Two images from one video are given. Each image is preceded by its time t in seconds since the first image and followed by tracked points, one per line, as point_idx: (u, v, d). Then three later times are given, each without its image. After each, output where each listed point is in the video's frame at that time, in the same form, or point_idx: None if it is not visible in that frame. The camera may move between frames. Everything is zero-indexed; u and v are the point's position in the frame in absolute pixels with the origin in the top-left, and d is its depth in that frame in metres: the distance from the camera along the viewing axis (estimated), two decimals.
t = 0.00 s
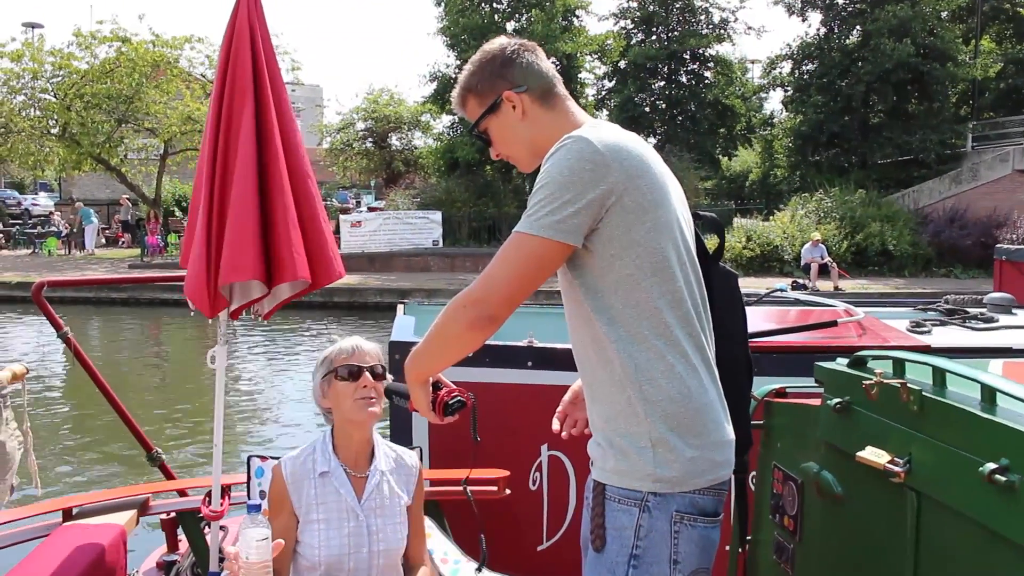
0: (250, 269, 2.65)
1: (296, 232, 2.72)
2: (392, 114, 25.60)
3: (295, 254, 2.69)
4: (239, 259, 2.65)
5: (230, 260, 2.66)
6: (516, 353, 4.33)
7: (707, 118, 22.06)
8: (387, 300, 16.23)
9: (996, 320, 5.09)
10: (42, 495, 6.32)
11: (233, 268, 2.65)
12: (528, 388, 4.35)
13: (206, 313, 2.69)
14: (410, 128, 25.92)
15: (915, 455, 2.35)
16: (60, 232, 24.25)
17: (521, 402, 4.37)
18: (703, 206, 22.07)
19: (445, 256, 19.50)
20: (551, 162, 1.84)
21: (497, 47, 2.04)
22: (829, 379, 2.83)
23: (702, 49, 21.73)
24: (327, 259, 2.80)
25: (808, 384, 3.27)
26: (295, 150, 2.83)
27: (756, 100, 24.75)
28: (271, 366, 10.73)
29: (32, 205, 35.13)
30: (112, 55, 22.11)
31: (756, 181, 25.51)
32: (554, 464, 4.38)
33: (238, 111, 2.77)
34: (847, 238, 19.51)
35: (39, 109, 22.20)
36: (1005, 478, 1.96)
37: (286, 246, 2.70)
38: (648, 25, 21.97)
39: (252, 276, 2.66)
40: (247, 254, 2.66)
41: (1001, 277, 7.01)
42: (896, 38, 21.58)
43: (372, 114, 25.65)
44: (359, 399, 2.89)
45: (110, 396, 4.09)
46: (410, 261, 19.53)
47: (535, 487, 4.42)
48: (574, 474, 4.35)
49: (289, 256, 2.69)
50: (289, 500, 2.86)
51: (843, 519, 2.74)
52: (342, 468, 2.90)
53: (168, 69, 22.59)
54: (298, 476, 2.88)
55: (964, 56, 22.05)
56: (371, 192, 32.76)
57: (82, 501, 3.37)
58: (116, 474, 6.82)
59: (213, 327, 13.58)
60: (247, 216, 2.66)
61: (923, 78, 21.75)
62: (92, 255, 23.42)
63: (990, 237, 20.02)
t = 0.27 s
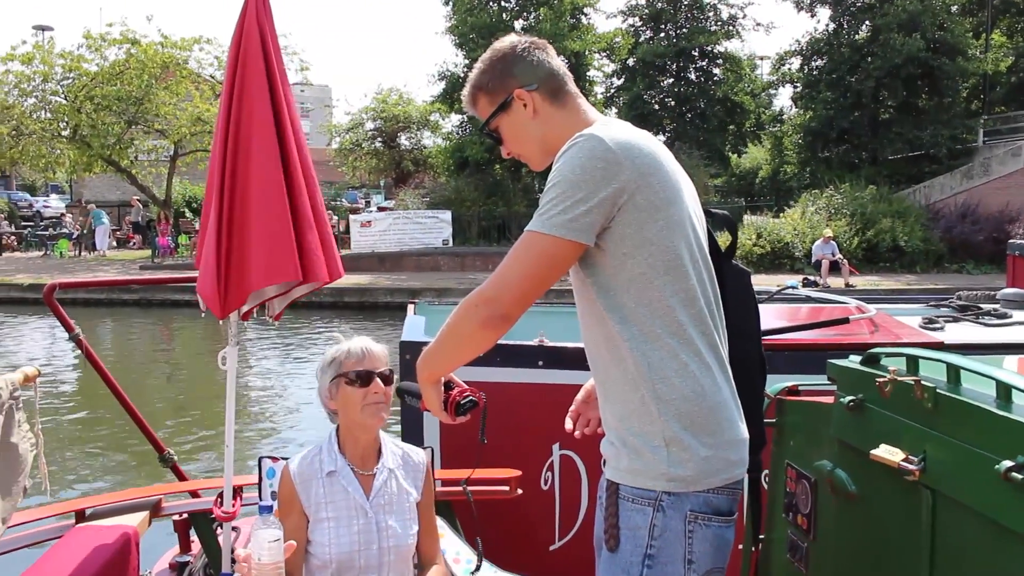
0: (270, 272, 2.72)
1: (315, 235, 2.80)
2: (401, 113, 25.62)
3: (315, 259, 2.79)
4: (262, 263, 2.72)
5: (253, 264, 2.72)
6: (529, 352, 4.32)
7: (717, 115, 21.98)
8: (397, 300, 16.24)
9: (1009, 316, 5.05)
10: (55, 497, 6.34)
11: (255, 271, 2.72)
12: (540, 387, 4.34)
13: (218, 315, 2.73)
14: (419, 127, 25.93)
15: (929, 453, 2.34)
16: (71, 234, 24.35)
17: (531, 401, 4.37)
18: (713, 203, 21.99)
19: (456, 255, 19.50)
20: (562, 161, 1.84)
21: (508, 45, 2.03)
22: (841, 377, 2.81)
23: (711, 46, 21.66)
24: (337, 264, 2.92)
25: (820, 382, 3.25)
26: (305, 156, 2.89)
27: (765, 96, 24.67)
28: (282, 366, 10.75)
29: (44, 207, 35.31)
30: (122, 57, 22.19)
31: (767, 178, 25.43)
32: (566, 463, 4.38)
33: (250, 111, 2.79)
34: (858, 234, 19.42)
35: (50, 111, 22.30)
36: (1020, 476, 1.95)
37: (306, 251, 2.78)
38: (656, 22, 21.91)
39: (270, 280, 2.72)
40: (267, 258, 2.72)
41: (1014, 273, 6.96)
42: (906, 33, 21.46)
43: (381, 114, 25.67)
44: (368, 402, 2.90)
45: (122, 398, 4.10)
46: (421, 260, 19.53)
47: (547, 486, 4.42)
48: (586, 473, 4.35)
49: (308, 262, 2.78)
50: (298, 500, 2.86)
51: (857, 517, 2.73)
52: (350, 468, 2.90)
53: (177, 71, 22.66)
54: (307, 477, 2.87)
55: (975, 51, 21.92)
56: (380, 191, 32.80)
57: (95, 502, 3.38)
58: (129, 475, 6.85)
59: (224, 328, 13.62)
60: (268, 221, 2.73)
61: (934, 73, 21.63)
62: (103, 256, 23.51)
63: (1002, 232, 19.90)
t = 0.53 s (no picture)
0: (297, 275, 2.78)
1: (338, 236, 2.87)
2: (417, 113, 25.66)
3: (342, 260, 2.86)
4: (289, 265, 2.78)
5: (279, 267, 2.78)
6: (547, 351, 4.32)
7: (734, 113, 21.88)
8: (415, 300, 16.26)
9: None
10: (76, 497, 6.39)
11: (280, 273, 2.77)
12: (558, 387, 4.33)
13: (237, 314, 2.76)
14: (435, 127, 25.97)
15: (953, 451, 2.31)
16: (91, 237, 24.55)
17: (550, 400, 4.35)
18: (730, 201, 21.89)
19: (472, 255, 19.51)
20: (582, 158, 1.83)
21: (527, 41, 2.02)
22: (863, 374, 2.78)
23: (727, 44, 21.56)
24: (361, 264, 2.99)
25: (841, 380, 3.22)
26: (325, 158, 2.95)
27: (782, 93, 24.54)
28: (301, 366, 10.79)
29: (63, 210, 35.60)
30: (139, 60, 22.36)
31: (784, 175, 25.28)
32: (586, 462, 4.37)
33: (267, 113, 2.81)
34: (877, 232, 19.27)
35: (69, 115, 22.50)
36: None
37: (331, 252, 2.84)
38: (672, 20, 21.82)
39: (297, 281, 2.78)
40: (294, 260, 2.78)
41: None
42: (924, 28, 21.29)
43: (398, 114, 25.73)
44: (380, 401, 2.91)
45: (142, 398, 4.12)
46: (438, 260, 19.55)
47: (565, 486, 4.41)
48: (605, 472, 4.34)
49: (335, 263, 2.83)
50: (315, 499, 2.86)
51: (880, 516, 2.70)
52: (365, 467, 2.90)
53: (194, 74, 22.80)
54: (324, 477, 2.88)
55: (995, 45, 21.71)
56: (397, 192, 32.88)
57: (116, 502, 3.40)
58: (149, 475, 6.89)
59: (243, 329, 13.69)
60: (294, 224, 2.78)
61: (952, 69, 21.43)
62: (122, 259, 23.69)
63: None
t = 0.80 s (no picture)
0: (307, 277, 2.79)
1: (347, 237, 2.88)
2: (428, 112, 25.69)
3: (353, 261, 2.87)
4: (298, 268, 2.79)
5: (285, 271, 2.79)
6: (558, 351, 4.33)
7: (746, 111, 21.81)
8: (426, 298, 16.29)
9: None
10: (89, 495, 6.44)
11: (291, 271, 2.79)
12: (568, 387, 4.34)
13: (249, 312, 2.78)
14: (446, 126, 26.00)
15: (964, 451, 2.30)
16: (104, 235, 24.68)
17: (560, 400, 4.36)
18: (742, 200, 21.83)
19: (484, 253, 19.52)
20: (595, 157, 1.83)
21: (541, 39, 2.03)
22: (874, 374, 2.78)
23: (739, 42, 21.49)
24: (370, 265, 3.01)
25: (853, 379, 3.21)
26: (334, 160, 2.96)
27: (795, 92, 24.45)
28: (312, 365, 10.82)
29: (76, 210, 35.77)
30: (152, 59, 22.47)
31: (796, 174, 25.19)
32: (596, 462, 4.37)
33: (277, 113, 2.83)
34: (890, 230, 19.17)
35: (82, 114, 22.63)
36: None
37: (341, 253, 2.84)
38: (684, 18, 21.77)
39: (309, 281, 2.80)
40: (306, 262, 2.79)
41: None
42: (937, 26, 21.17)
43: (409, 113, 25.76)
44: (378, 404, 2.96)
45: (153, 397, 4.14)
46: (449, 259, 19.57)
47: (576, 485, 4.41)
48: (616, 472, 4.35)
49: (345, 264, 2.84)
50: (322, 497, 2.88)
51: (891, 516, 2.69)
52: (370, 467, 2.93)
53: (206, 73, 22.89)
54: (331, 476, 2.90)
55: (1010, 43, 21.57)
56: (409, 191, 32.93)
57: (127, 501, 3.43)
58: (161, 473, 6.93)
59: (255, 328, 13.74)
60: (304, 225, 2.80)
61: (966, 66, 21.32)
62: (135, 257, 23.82)
63: None
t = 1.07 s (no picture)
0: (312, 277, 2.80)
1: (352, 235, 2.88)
2: (435, 113, 25.70)
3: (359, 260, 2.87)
4: (299, 271, 2.80)
5: (286, 273, 2.79)
6: (561, 352, 4.32)
7: (752, 113, 21.77)
8: (431, 299, 16.30)
9: None
10: (94, 493, 6.46)
11: (294, 272, 2.80)
12: (571, 388, 4.34)
13: (253, 311, 2.78)
14: (453, 127, 26.02)
15: (967, 455, 2.29)
16: (110, 234, 24.75)
17: (563, 401, 4.36)
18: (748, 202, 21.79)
19: (489, 255, 19.53)
20: (620, 154, 1.80)
21: (549, 36, 2.03)
22: (878, 377, 2.77)
23: (747, 44, 21.44)
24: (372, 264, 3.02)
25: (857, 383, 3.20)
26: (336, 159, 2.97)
27: (802, 94, 24.41)
28: (317, 365, 10.83)
29: (83, 209, 35.89)
30: (159, 59, 22.54)
31: (803, 177, 25.14)
32: (599, 463, 4.37)
33: (282, 114, 2.84)
34: (896, 233, 19.11)
35: (89, 113, 22.72)
36: None
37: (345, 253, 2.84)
38: (691, 20, 21.75)
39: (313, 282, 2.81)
40: (308, 266, 2.81)
41: None
42: (945, 28, 21.11)
43: (416, 114, 25.79)
44: (375, 404, 3.00)
45: (158, 396, 4.15)
46: (455, 260, 19.58)
47: (579, 486, 4.40)
48: (619, 472, 4.35)
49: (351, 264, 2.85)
50: (323, 497, 2.90)
51: (893, 519, 2.68)
52: (369, 467, 2.96)
53: (213, 72, 22.96)
54: (331, 478, 2.93)
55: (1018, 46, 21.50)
56: (415, 191, 32.96)
57: (131, 499, 3.44)
58: (165, 472, 6.96)
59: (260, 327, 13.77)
60: (308, 226, 2.81)
61: (974, 69, 21.26)
62: (142, 257, 23.89)
63: None
